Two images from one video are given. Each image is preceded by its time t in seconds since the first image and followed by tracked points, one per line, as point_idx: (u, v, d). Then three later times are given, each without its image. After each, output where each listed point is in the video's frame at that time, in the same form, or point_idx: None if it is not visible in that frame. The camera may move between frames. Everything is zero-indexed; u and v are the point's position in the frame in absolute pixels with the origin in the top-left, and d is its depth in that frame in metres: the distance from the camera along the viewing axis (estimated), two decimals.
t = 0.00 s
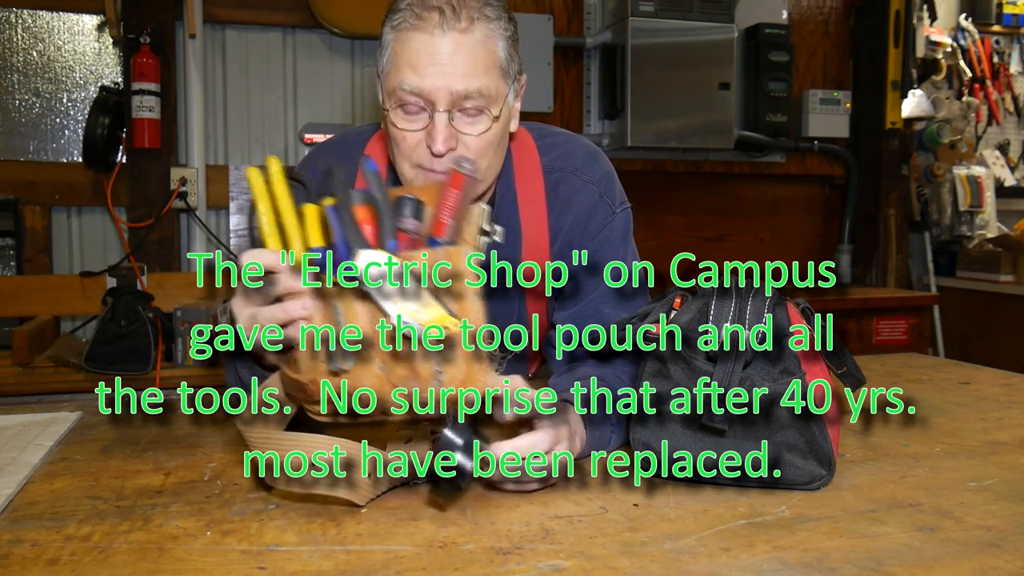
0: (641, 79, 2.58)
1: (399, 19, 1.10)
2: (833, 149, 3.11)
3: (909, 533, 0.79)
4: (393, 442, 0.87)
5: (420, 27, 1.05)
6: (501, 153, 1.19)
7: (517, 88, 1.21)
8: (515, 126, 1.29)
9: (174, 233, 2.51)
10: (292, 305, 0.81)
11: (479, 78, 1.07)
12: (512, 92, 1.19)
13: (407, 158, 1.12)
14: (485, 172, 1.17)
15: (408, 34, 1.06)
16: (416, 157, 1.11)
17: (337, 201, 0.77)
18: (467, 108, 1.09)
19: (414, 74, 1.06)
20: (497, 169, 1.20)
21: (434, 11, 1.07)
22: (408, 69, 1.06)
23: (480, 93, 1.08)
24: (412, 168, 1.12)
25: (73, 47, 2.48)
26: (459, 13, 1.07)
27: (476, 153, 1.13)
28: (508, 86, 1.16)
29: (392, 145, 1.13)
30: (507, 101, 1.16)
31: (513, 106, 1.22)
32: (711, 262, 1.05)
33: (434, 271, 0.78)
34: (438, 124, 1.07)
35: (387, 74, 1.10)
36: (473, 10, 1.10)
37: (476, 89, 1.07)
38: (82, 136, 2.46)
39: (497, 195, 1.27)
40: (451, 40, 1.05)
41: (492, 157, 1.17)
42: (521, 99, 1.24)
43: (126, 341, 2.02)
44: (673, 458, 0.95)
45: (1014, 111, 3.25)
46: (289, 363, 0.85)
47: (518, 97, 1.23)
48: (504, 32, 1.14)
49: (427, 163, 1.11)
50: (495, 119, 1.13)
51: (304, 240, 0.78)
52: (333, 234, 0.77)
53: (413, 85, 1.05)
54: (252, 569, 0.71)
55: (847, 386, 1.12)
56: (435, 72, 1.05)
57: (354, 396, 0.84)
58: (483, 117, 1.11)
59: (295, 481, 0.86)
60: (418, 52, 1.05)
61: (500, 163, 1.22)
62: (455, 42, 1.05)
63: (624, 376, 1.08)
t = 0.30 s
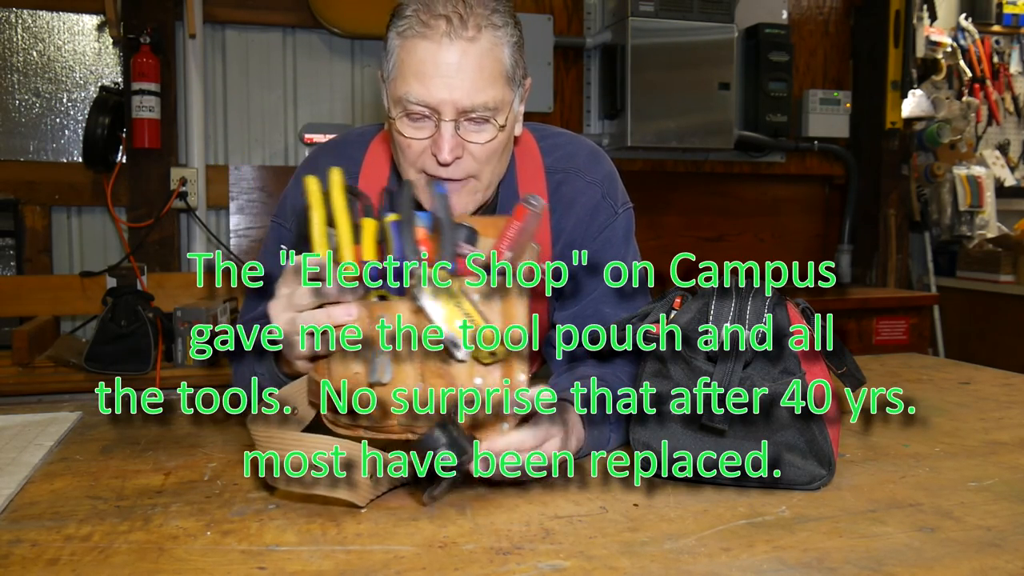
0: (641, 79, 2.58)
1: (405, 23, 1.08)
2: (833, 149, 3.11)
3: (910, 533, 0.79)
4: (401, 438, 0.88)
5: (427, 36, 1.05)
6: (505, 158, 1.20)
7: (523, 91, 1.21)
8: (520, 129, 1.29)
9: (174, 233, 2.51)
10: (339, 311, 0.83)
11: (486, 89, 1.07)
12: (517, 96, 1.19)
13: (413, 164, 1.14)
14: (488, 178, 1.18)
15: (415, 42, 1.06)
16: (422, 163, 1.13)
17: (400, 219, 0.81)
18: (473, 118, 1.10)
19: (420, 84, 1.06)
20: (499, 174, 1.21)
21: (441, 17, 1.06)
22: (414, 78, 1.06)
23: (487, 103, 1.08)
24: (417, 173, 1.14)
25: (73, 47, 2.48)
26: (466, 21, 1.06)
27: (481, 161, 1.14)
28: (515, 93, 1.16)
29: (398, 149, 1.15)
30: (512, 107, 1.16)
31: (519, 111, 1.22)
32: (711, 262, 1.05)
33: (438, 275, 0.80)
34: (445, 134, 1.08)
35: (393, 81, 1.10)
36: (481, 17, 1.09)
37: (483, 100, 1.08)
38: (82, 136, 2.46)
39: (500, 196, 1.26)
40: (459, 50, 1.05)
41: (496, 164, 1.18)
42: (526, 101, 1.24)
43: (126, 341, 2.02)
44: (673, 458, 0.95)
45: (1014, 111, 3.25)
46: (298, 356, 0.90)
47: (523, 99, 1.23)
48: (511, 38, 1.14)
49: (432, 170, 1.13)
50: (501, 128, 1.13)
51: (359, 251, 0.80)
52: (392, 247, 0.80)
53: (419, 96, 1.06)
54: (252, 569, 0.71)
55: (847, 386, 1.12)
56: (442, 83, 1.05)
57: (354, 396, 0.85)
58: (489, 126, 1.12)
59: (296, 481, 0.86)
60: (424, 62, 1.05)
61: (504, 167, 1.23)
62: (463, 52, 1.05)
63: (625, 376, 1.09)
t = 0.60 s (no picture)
0: (641, 79, 2.58)
1: (408, 25, 1.08)
2: (833, 149, 3.11)
3: (910, 533, 0.79)
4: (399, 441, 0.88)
5: (431, 38, 1.05)
6: (507, 159, 1.21)
7: (526, 92, 1.21)
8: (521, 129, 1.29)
9: (174, 233, 2.51)
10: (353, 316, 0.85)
11: (489, 91, 1.07)
12: (520, 97, 1.19)
13: (416, 164, 1.15)
14: (491, 178, 1.19)
15: (418, 44, 1.05)
16: (425, 164, 1.13)
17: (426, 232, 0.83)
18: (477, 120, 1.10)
19: (423, 85, 1.06)
20: (501, 175, 1.21)
21: (444, 19, 1.06)
22: (417, 80, 1.06)
23: (491, 106, 1.08)
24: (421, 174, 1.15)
25: (73, 47, 2.48)
26: (470, 23, 1.06)
27: (484, 161, 1.14)
28: (517, 94, 1.15)
29: (401, 150, 1.15)
30: (515, 109, 1.16)
31: (521, 112, 1.22)
32: (711, 262, 1.05)
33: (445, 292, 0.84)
34: (449, 136, 1.08)
35: (396, 82, 1.10)
36: (485, 19, 1.09)
37: (487, 102, 1.08)
38: (82, 136, 2.46)
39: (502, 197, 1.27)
40: (462, 52, 1.05)
41: (498, 165, 1.18)
42: (529, 101, 1.24)
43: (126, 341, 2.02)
44: (673, 458, 0.95)
45: (1014, 111, 3.25)
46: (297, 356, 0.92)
47: (526, 99, 1.23)
48: (513, 40, 1.13)
49: (436, 171, 1.13)
50: (504, 130, 1.13)
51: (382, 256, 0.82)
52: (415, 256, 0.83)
53: (423, 97, 1.06)
54: (252, 569, 0.71)
55: (846, 386, 1.12)
56: (446, 85, 1.05)
57: (354, 396, 0.86)
58: (492, 128, 1.12)
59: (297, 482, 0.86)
60: (428, 64, 1.05)
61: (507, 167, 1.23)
62: (466, 55, 1.05)
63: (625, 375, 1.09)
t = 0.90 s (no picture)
0: (641, 80, 2.58)
1: (402, 24, 1.09)
2: (833, 149, 3.11)
3: (910, 533, 0.79)
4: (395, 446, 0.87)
5: (425, 35, 1.05)
6: (505, 156, 1.20)
7: (522, 89, 1.21)
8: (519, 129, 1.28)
9: (174, 233, 2.51)
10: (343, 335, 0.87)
11: (485, 87, 1.08)
12: (517, 94, 1.19)
13: (414, 163, 1.14)
14: (490, 175, 1.18)
15: (413, 41, 1.06)
16: (423, 162, 1.13)
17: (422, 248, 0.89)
18: (473, 116, 1.10)
19: (419, 82, 1.06)
20: (501, 171, 1.21)
21: (439, 17, 1.07)
22: (413, 78, 1.06)
23: (487, 101, 1.08)
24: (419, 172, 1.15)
25: (73, 47, 2.48)
26: (464, 20, 1.07)
27: (481, 158, 1.14)
28: (514, 90, 1.15)
29: (399, 149, 1.15)
30: (512, 104, 1.16)
31: (519, 108, 1.22)
32: (711, 262, 1.05)
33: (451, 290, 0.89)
34: (445, 132, 1.08)
35: (392, 80, 1.10)
36: (478, 16, 1.09)
37: (483, 97, 1.08)
38: (82, 136, 2.46)
39: (500, 198, 1.27)
40: (457, 48, 1.05)
41: (497, 161, 1.18)
42: (526, 99, 1.24)
43: (126, 341, 2.02)
44: (672, 458, 0.95)
45: (1014, 111, 3.25)
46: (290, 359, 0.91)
47: (523, 97, 1.23)
48: (509, 36, 1.14)
49: (434, 169, 1.13)
50: (502, 125, 1.13)
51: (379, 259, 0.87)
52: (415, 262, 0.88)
53: (419, 94, 1.06)
54: (252, 569, 0.71)
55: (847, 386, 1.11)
56: (441, 81, 1.05)
57: (354, 396, 0.87)
58: (489, 123, 1.12)
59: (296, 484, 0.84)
60: (423, 61, 1.05)
61: (505, 165, 1.23)
62: (461, 50, 1.05)
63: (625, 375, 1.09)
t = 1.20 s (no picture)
0: (641, 80, 2.58)
1: (401, 23, 1.09)
2: (833, 149, 3.11)
3: (910, 533, 0.79)
4: (393, 446, 0.88)
5: (422, 35, 1.05)
6: (505, 155, 1.21)
7: (522, 88, 1.22)
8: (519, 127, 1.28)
9: (174, 233, 2.51)
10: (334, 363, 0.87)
11: (483, 88, 1.08)
12: (516, 94, 1.19)
13: (412, 163, 1.15)
14: (488, 175, 1.18)
15: (411, 42, 1.06)
16: (420, 162, 1.14)
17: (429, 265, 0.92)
18: (471, 117, 1.10)
19: (417, 83, 1.06)
20: (500, 171, 1.21)
21: (437, 17, 1.07)
22: (411, 79, 1.06)
23: (485, 101, 1.08)
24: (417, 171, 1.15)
25: (73, 47, 2.48)
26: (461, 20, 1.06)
27: (479, 158, 1.15)
28: (512, 90, 1.15)
29: (397, 149, 1.16)
30: (510, 104, 1.16)
31: (518, 108, 1.22)
32: (711, 262, 1.05)
33: (465, 324, 0.85)
34: (442, 133, 1.08)
35: (390, 81, 1.10)
36: (477, 16, 1.09)
37: (480, 98, 1.08)
38: (82, 136, 2.46)
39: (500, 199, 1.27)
40: (455, 49, 1.05)
41: (495, 161, 1.18)
42: (526, 98, 1.24)
43: (126, 341, 2.02)
44: (673, 458, 0.95)
45: (1015, 111, 3.25)
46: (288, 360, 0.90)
47: (523, 96, 1.23)
48: (507, 36, 1.14)
49: (432, 169, 1.14)
50: (500, 126, 1.14)
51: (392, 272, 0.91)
52: (426, 302, 0.88)
53: (416, 95, 1.06)
54: (252, 569, 0.71)
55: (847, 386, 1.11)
56: (438, 82, 1.05)
57: (355, 396, 0.87)
58: (487, 124, 1.12)
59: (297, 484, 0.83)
60: (420, 62, 1.05)
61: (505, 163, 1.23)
62: (458, 51, 1.05)
63: (625, 375, 1.09)
